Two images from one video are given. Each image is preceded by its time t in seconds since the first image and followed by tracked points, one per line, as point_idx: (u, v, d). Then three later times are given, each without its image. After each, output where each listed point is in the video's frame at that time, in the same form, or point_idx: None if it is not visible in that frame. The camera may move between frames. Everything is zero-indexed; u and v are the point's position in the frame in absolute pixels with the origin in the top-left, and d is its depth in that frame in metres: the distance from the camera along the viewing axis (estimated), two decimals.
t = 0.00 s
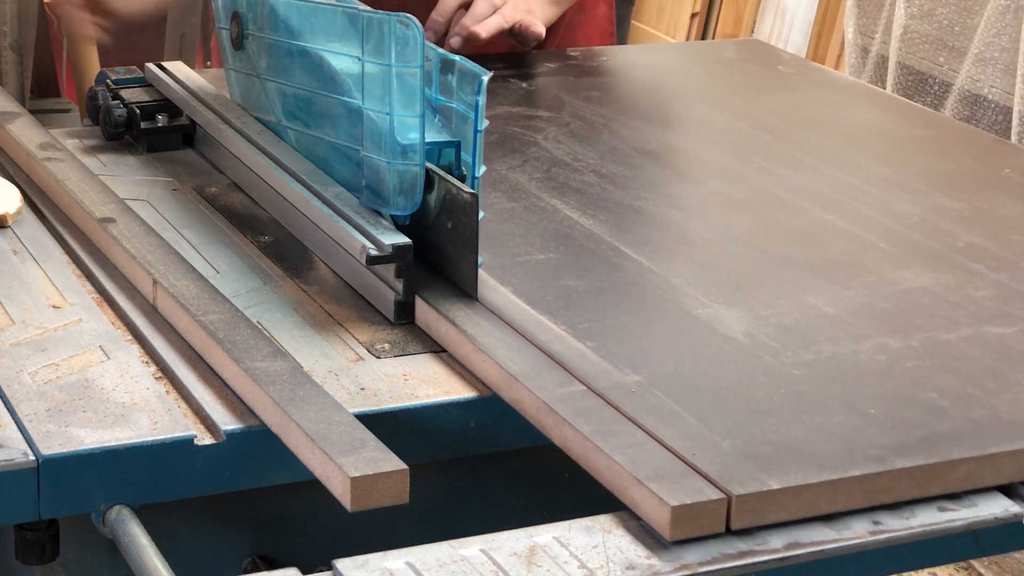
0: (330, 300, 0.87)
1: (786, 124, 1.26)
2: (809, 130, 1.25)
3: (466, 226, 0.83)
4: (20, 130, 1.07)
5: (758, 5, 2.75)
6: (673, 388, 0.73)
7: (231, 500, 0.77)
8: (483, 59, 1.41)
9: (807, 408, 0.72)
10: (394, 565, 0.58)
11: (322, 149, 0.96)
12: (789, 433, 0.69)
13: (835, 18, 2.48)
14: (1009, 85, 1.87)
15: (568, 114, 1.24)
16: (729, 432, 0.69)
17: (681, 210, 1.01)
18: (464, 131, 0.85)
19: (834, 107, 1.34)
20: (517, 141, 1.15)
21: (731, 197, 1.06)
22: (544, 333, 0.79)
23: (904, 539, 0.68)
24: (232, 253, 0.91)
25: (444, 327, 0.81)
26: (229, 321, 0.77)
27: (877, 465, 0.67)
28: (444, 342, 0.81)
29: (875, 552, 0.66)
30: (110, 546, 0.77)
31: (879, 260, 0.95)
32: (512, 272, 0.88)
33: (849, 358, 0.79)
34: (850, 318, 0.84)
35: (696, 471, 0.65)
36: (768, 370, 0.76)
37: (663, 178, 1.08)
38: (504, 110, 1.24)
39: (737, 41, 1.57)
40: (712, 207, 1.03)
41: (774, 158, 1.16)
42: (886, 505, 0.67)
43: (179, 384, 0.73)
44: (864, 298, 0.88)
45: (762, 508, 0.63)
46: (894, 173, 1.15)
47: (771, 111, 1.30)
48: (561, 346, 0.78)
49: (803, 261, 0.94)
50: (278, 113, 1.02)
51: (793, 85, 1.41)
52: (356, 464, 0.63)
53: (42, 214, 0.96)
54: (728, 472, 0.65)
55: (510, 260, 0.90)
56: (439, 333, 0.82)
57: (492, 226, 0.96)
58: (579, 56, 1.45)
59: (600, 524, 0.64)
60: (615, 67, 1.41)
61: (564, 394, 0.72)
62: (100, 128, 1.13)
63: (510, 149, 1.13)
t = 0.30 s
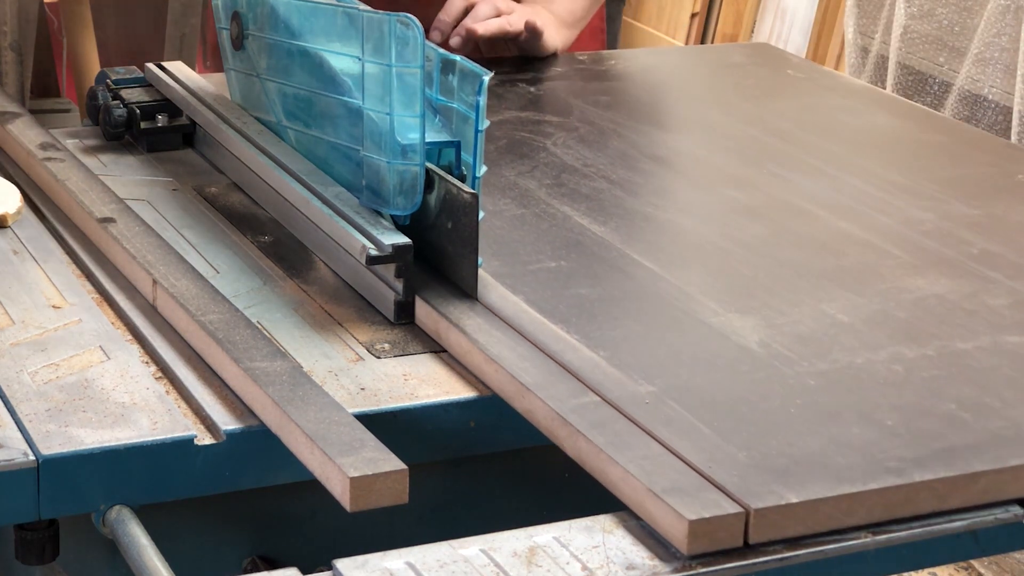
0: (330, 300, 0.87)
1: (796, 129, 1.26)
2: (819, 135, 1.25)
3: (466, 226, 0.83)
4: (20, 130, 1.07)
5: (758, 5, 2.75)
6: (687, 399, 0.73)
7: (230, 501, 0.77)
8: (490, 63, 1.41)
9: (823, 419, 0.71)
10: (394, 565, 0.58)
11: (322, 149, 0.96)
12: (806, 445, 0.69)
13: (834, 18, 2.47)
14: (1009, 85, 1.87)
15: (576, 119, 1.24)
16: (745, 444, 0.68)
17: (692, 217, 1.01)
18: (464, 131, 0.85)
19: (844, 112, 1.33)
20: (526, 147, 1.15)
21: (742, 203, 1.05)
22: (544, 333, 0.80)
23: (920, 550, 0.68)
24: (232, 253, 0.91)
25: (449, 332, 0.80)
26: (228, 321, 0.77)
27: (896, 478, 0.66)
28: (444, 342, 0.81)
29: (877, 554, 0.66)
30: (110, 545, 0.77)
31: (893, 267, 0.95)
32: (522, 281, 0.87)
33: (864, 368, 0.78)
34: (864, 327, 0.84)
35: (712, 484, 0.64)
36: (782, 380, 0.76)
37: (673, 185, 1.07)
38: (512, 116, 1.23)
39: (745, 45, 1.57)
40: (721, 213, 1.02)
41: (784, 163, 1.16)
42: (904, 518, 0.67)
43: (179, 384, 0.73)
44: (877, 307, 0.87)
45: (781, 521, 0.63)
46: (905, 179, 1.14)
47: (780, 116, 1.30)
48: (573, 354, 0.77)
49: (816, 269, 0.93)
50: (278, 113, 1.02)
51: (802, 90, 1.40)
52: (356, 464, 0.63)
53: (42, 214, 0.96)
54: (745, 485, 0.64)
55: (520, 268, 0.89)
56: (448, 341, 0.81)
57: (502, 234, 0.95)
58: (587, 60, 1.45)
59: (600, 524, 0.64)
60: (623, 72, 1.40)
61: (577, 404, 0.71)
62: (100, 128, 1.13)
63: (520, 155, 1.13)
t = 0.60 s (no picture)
0: (330, 300, 0.87)
1: (806, 134, 1.25)
2: (829, 140, 1.24)
3: (466, 226, 0.83)
4: (20, 130, 1.07)
5: (758, 5, 2.75)
6: (701, 408, 0.72)
7: (230, 501, 0.77)
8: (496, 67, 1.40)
9: (838, 428, 0.71)
10: (394, 565, 0.58)
11: (322, 149, 0.96)
12: (821, 454, 0.68)
13: (835, 18, 2.47)
14: (1009, 85, 1.87)
15: (586, 124, 1.23)
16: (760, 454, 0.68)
17: (702, 223, 1.00)
18: (464, 131, 0.85)
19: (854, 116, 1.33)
20: (534, 151, 1.14)
21: (752, 209, 1.04)
22: (545, 334, 0.80)
23: (921, 551, 0.68)
24: (231, 253, 0.91)
25: (451, 334, 0.80)
26: (228, 321, 0.77)
27: (912, 489, 0.66)
28: (444, 342, 0.81)
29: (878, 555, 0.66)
30: (110, 546, 0.77)
31: (906, 274, 0.94)
32: (531, 287, 0.87)
33: (878, 376, 0.78)
34: (880, 336, 0.83)
35: (727, 496, 0.63)
36: (796, 389, 0.75)
37: (686, 191, 1.07)
38: (519, 119, 1.23)
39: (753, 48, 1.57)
40: (730, 217, 1.02)
41: (794, 168, 1.15)
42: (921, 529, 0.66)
43: (179, 384, 0.73)
44: (891, 314, 0.87)
45: (795, 535, 0.62)
46: (916, 184, 1.14)
47: (788, 119, 1.29)
48: (582, 361, 0.76)
49: (828, 276, 0.92)
50: (278, 113, 1.02)
51: (811, 94, 1.40)
52: (355, 464, 0.63)
53: (42, 214, 0.96)
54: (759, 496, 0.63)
55: (530, 275, 0.89)
56: (456, 348, 0.80)
57: (511, 240, 0.94)
58: (594, 63, 1.45)
59: (600, 524, 0.64)
60: (630, 75, 1.40)
61: (588, 414, 0.70)
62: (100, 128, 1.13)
63: (528, 159, 1.12)
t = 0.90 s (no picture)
0: (330, 300, 0.87)
1: (819, 139, 1.25)
2: (842, 146, 1.23)
3: (466, 226, 0.83)
4: (20, 130, 1.07)
5: (758, 5, 2.75)
6: (717, 421, 0.71)
7: (230, 501, 0.77)
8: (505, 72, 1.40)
9: (857, 441, 0.70)
10: (394, 565, 0.58)
11: (322, 149, 0.96)
12: (841, 468, 0.67)
13: (835, 18, 2.47)
14: (1009, 85, 1.87)
15: (595, 129, 1.22)
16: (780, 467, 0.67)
17: (713, 229, 0.99)
18: (464, 131, 0.85)
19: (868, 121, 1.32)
20: (544, 157, 1.13)
21: (763, 214, 1.04)
22: (546, 335, 0.80)
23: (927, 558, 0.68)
24: (231, 253, 0.91)
25: (451, 334, 0.80)
26: (228, 321, 0.77)
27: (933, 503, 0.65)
28: (443, 342, 0.81)
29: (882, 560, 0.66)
30: (110, 546, 0.77)
31: (922, 282, 0.93)
32: (543, 297, 0.85)
33: (896, 387, 0.77)
34: (897, 346, 0.82)
35: (746, 510, 0.63)
36: (814, 400, 0.74)
37: (697, 198, 1.06)
38: (528, 125, 1.22)
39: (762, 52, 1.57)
40: (742, 224, 1.01)
41: (806, 174, 1.14)
42: (943, 544, 0.66)
43: (179, 384, 0.73)
44: (907, 324, 0.86)
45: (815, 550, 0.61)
46: (929, 190, 1.13)
47: (801, 125, 1.29)
48: (591, 368, 0.76)
49: (843, 285, 0.91)
50: (278, 113, 1.02)
51: (824, 99, 1.39)
52: (355, 464, 0.63)
53: (42, 214, 0.96)
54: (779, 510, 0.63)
55: (542, 284, 0.87)
56: (467, 358, 0.79)
57: (522, 248, 0.93)
58: (603, 67, 1.44)
59: (600, 524, 0.64)
60: (639, 80, 1.39)
61: (603, 426, 0.69)
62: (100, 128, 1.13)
63: (538, 165, 1.11)
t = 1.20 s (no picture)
0: (330, 300, 0.87)
1: (828, 143, 1.24)
2: (848, 149, 1.23)
3: (466, 226, 0.83)
4: (20, 130, 1.07)
5: (758, 5, 2.75)
6: (729, 429, 0.71)
7: (230, 502, 0.77)
8: (513, 76, 1.40)
9: (867, 447, 0.70)
10: (394, 565, 0.58)
11: (322, 149, 0.96)
12: (852, 475, 0.67)
13: (834, 18, 2.47)
14: (1009, 85, 1.87)
15: (600, 132, 1.22)
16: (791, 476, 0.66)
17: (714, 230, 0.99)
18: (464, 131, 0.85)
19: (878, 125, 1.32)
20: (551, 161, 1.13)
21: (770, 219, 1.03)
22: (547, 336, 0.80)
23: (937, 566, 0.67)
24: (231, 253, 0.91)
25: (451, 334, 0.80)
26: (228, 321, 0.77)
27: (949, 513, 0.65)
28: (444, 342, 0.81)
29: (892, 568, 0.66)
30: (110, 546, 0.77)
31: (933, 288, 0.93)
32: (551, 303, 0.85)
33: (909, 394, 0.77)
34: (909, 353, 0.82)
35: (759, 520, 0.62)
36: (827, 408, 0.74)
37: (704, 202, 1.05)
38: (535, 128, 1.22)
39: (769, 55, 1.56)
40: (750, 228, 1.01)
41: (815, 178, 1.14)
42: (958, 554, 0.65)
43: (179, 383, 0.73)
44: (919, 330, 0.85)
45: (829, 560, 0.61)
46: (938, 194, 1.13)
47: (808, 128, 1.28)
48: (597, 373, 0.75)
49: (853, 291, 0.91)
50: (278, 114, 1.02)
51: (833, 102, 1.39)
52: (355, 464, 0.63)
53: (42, 214, 0.96)
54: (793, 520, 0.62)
55: (551, 290, 0.87)
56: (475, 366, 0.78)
57: (526, 251, 0.93)
58: (608, 70, 1.45)
59: (600, 524, 0.64)
60: (645, 84, 1.39)
61: (608, 430, 0.69)
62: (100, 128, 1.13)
63: (545, 170, 1.10)
